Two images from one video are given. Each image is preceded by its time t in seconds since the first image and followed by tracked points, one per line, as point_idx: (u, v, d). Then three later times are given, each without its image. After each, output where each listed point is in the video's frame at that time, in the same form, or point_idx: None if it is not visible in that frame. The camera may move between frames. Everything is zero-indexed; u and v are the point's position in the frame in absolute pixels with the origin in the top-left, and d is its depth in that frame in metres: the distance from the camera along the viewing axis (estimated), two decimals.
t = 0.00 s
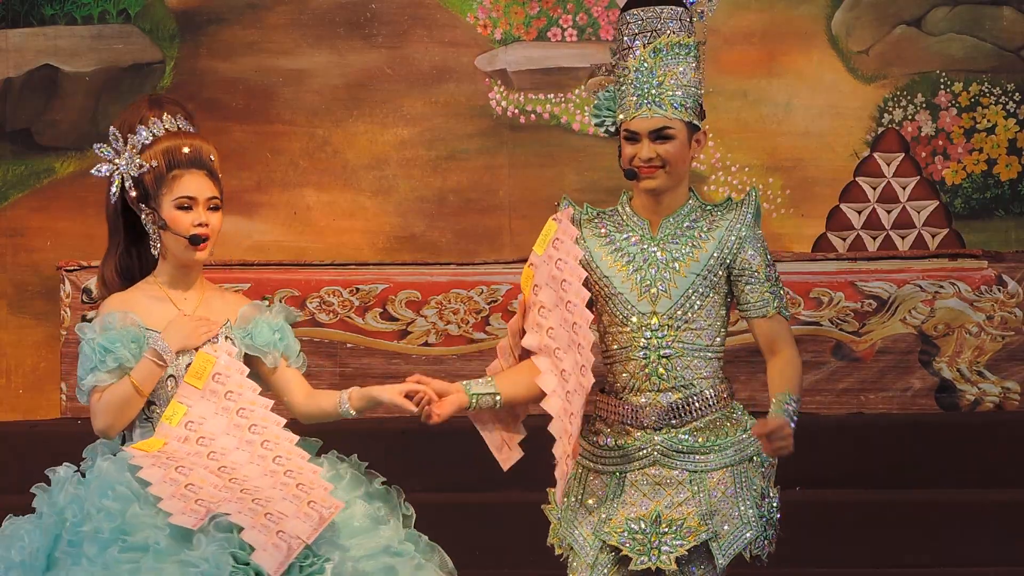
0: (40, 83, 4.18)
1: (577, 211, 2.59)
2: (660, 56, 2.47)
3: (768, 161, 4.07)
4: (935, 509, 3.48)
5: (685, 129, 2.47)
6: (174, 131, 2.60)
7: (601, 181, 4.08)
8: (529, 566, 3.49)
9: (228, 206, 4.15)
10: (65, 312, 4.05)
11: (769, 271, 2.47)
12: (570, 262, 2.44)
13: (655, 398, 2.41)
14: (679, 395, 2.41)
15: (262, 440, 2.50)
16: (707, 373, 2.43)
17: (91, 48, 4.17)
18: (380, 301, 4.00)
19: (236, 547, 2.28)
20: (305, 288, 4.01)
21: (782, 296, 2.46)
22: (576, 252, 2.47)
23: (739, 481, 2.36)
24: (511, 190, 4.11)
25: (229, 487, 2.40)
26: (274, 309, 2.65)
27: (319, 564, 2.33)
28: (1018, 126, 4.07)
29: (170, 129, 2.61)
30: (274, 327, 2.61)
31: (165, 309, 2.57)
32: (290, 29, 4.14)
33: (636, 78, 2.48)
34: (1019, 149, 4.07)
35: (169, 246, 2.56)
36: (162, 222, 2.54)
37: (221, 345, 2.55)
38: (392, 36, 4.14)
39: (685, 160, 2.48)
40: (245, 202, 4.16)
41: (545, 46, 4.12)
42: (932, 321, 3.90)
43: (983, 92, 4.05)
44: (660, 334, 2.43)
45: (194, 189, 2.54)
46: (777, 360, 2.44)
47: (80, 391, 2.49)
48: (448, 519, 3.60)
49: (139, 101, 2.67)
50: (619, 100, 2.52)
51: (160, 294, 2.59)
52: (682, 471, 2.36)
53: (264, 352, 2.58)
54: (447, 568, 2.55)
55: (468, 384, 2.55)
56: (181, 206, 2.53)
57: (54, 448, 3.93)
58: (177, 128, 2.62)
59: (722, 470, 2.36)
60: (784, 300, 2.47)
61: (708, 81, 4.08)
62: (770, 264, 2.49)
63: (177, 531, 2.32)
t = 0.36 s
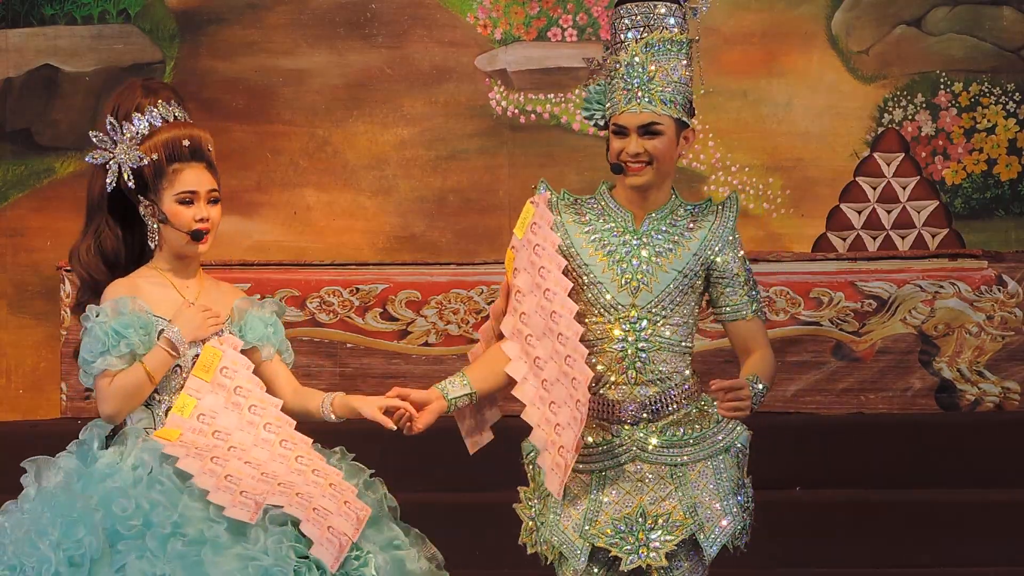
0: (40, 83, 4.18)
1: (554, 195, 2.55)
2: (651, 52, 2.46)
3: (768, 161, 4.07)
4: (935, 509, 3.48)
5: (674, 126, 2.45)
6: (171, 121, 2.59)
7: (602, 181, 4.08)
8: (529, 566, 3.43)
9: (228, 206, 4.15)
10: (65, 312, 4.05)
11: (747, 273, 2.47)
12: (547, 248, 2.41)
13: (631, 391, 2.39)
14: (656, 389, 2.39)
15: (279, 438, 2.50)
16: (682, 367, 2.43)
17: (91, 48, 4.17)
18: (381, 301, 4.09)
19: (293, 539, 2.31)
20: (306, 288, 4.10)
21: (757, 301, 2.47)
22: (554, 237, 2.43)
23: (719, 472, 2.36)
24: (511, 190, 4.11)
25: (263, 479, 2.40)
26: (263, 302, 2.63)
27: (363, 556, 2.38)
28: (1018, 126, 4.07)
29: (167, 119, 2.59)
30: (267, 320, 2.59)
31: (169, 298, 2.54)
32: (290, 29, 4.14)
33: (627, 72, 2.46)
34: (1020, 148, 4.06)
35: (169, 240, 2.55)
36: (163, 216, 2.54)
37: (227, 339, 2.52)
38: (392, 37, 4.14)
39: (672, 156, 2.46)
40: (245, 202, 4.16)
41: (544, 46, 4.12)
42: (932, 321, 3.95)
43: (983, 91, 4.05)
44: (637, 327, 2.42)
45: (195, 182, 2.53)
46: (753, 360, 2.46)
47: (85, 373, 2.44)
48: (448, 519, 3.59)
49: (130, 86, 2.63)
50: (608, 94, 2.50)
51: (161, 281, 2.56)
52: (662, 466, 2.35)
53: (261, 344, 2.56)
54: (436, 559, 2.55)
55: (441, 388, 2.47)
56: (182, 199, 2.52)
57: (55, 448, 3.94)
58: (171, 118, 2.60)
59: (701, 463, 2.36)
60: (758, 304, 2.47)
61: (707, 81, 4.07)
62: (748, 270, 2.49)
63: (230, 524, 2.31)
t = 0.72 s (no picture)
0: (39, 83, 4.17)
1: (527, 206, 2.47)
2: (608, 56, 2.35)
3: (767, 161, 4.07)
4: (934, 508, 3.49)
5: (636, 129, 2.35)
6: (166, 128, 2.54)
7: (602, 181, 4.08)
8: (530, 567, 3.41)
9: (228, 206, 4.15)
10: (65, 312, 4.05)
11: (722, 281, 2.38)
12: (521, 259, 2.32)
13: (606, 401, 2.30)
14: (630, 399, 2.30)
15: (269, 457, 2.45)
16: (656, 376, 2.33)
17: (91, 48, 4.16)
18: (380, 301, 4.07)
19: (287, 553, 2.24)
20: (305, 288, 4.08)
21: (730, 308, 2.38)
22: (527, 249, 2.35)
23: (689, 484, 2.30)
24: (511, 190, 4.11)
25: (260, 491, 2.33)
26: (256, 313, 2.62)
27: None
28: (1018, 126, 4.07)
29: (161, 126, 2.53)
30: (259, 332, 2.58)
31: (170, 306, 2.48)
32: (290, 29, 4.14)
33: (585, 79, 2.36)
34: (1019, 149, 4.06)
35: (170, 246, 2.49)
36: (163, 222, 2.48)
37: (226, 352, 2.49)
38: (391, 36, 4.14)
39: (637, 161, 2.36)
40: (245, 202, 4.15)
41: (544, 46, 4.13)
42: (932, 322, 3.94)
43: (983, 92, 4.05)
44: (611, 338, 2.32)
45: (195, 187, 2.48)
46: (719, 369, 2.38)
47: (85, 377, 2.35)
48: (448, 518, 3.58)
49: (123, 97, 2.58)
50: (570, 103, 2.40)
51: (160, 289, 2.50)
52: (632, 474, 2.27)
53: (256, 355, 2.56)
54: None
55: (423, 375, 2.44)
56: (183, 204, 2.47)
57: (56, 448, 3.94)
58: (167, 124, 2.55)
59: (672, 473, 2.29)
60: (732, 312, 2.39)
61: (707, 81, 4.07)
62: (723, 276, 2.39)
63: (230, 532, 2.24)
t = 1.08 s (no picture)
0: (39, 83, 4.17)
1: (514, 214, 2.56)
2: (553, 57, 2.43)
3: (767, 161, 4.06)
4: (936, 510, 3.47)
5: (590, 124, 2.41)
6: (159, 123, 2.53)
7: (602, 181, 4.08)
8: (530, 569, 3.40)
9: (228, 206, 4.15)
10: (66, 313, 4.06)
11: (705, 264, 2.42)
12: (501, 261, 2.41)
13: (592, 398, 2.37)
14: (616, 395, 2.36)
15: (265, 446, 2.44)
16: (645, 371, 2.39)
17: (91, 48, 4.17)
18: (380, 301, 4.10)
19: (265, 554, 2.27)
20: (305, 288, 4.11)
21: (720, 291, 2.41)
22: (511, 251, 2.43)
23: (676, 481, 2.33)
24: (511, 190, 4.11)
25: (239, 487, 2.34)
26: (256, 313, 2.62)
27: None
28: (1018, 126, 4.07)
29: (154, 121, 2.52)
30: (258, 330, 2.57)
31: (160, 300, 2.50)
32: (290, 29, 4.14)
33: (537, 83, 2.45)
34: (1019, 148, 4.06)
35: (157, 242, 2.51)
36: (150, 218, 2.49)
37: (218, 344, 2.48)
38: (391, 37, 4.14)
39: (596, 154, 2.43)
40: (245, 202, 4.15)
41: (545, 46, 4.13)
42: (932, 322, 3.95)
43: (983, 91, 4.05)
44: (596, 335, 2.38)
45: (180, 183, 2.48)
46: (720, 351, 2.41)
47: (74, 374, 2.40)
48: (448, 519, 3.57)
49: (123, 91, 2.58)
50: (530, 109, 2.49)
51: (152, 285, 2.51)
52: (619, 471, 2.32)
53: (250, 352, 2.54)
54: None
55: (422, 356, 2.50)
56: (167, 200, 2.47)
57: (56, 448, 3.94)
58: (162, 119, 2.54)
59: (658, 470, 2.33)
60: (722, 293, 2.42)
61: (707, 81, 4.07)
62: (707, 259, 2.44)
63: (205, 533, 2.26)
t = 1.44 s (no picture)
0: (39, 83, 4.18)
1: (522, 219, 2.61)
2: (532, 62, 2.53)
3: (767, 161, 4.06)
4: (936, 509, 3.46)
5: (557, 125, 2.48)
6: (162, 128, 2.52)
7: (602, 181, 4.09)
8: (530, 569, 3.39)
9: (228, 206, 4.15)
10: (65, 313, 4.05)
11: (687, 258, 2.41)
12: (511, 266, 2.46)
13: (582, 398, 2.40)
14: (605, 394, 2.39)
15: (249, 446, 2.44)
16: (633, 369, 2.40)
17: (91, 48, 4.17)
18: (380, 301, 4.07)
19: (228, 549, 2.21)
20: (305, 288, 4.08)
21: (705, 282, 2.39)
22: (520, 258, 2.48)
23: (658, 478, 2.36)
24: (511, 190, 4.11)
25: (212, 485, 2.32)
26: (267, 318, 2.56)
27: (308, 572, 2.26)
28: (1018, 126, 4.07)
29: (158, 126, 2.52)
30: (269, 338, 2.51)
31: (154, 306, 2.50)
32: (290, 29, 4.14)
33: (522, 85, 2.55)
34: (1019, 148, 4.06)
35: (149, 247, 2.51)
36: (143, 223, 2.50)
37: (209, 346, 2.48)
38: (392, 36, 4.14)
39: (563, 155, 2.48)
40: (245, 202, 4.15)
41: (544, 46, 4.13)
42: (932, 321, 3.93)
43: (983, 91, 4.05)
44: (583, 335, 2.42)
45: (172, 190, 2.47)
46: (714, 344, 2.40)
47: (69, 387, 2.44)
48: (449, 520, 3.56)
49: (138, 93, 2.59)
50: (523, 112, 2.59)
51: (147, 292, 2.52)
52: (606, 470, 2.36)
53: (255, 360, 2.48)
54: None
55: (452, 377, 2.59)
56: (158, 206, 2.46)
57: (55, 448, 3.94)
58: (167, 124, 2.53)
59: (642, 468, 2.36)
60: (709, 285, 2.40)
61: (707, 81, 4.07)
62: (694, 252, 2.43)
63: (170, 530, 2.23)
